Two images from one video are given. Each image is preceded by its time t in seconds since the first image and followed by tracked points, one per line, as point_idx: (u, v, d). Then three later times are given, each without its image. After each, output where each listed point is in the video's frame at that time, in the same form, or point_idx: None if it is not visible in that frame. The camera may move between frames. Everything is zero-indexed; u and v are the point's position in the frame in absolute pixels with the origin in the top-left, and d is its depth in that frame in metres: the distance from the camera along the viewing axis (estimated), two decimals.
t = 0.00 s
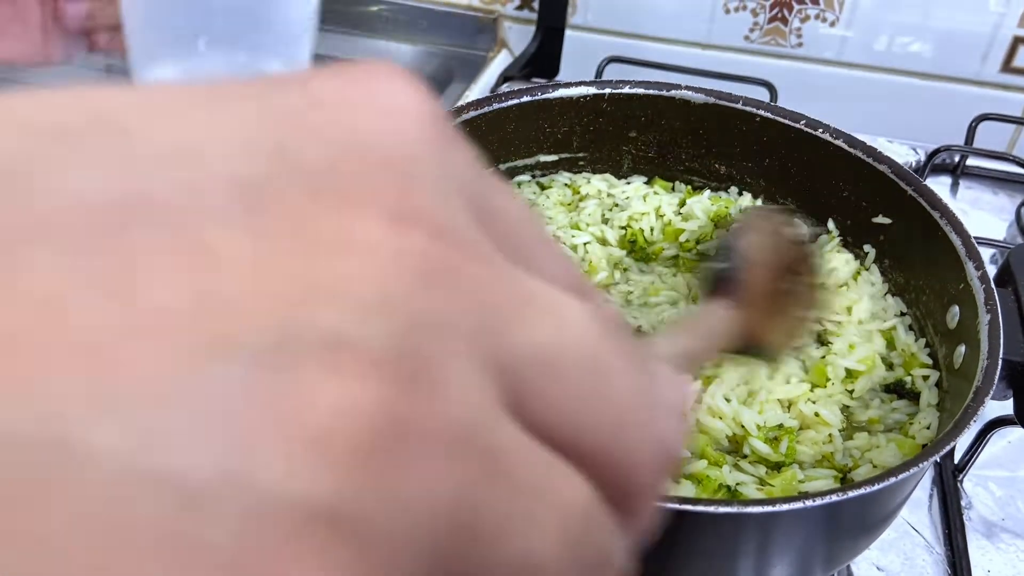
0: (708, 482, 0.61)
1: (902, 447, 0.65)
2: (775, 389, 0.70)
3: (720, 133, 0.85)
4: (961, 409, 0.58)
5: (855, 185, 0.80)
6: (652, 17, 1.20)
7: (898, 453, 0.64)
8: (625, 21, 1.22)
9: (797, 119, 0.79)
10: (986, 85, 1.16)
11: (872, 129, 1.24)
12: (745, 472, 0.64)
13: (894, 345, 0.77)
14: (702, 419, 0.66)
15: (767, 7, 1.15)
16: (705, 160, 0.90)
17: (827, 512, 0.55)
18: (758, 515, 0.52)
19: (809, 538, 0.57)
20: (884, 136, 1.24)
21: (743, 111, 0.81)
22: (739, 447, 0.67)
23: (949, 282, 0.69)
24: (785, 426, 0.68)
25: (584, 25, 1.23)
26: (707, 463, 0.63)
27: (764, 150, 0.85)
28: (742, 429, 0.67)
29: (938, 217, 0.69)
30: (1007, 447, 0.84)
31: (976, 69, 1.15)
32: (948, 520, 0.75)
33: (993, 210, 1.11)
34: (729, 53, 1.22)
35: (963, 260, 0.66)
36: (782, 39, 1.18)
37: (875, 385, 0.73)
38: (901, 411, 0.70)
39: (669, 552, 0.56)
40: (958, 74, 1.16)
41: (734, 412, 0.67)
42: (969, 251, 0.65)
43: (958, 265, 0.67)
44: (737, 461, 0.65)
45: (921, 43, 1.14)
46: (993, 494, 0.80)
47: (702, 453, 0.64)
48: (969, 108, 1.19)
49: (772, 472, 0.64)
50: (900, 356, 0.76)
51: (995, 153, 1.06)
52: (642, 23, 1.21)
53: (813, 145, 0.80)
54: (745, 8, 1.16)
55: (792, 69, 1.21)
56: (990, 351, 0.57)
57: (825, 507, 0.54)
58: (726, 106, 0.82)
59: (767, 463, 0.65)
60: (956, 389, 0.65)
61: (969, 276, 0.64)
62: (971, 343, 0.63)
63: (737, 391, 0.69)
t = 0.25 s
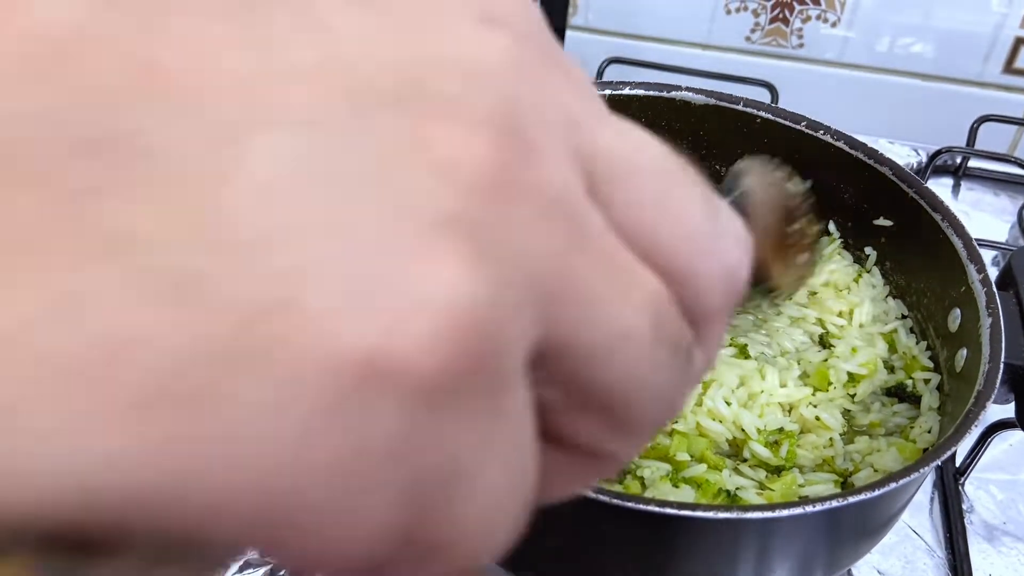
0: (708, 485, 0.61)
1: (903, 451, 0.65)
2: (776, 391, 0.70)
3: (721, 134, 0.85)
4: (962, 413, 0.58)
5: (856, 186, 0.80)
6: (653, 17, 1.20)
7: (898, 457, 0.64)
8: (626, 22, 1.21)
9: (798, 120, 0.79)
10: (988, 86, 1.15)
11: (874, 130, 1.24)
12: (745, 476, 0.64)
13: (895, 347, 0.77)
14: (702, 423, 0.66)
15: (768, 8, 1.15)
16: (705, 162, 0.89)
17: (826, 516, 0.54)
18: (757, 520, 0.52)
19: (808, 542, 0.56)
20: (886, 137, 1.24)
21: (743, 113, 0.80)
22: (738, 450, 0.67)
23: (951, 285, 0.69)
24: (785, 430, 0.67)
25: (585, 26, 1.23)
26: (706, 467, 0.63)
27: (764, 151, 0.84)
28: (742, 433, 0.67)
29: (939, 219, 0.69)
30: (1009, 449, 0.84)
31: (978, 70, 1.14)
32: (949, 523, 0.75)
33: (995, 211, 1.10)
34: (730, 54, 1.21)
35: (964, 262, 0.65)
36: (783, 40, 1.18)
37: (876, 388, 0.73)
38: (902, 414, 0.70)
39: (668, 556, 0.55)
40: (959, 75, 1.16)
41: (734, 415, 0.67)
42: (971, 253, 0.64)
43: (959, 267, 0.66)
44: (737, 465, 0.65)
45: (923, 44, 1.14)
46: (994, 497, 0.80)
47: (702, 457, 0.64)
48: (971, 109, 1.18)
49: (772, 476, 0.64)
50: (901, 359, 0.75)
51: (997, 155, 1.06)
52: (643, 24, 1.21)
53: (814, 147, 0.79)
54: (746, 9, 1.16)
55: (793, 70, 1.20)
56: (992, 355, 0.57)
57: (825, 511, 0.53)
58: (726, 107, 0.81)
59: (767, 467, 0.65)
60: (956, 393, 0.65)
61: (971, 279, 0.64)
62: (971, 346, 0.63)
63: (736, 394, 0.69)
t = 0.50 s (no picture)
0: (710, 488, 0.60)
1: (904, 451, 0.65)
2: (777, 392, 0.69)
3: (721, 133, 0.85)
4: (964, 414, 0.58)
5: (857, 185, 0.80)
6: (655, 16, 1.19)
7: (900, 458, 0.64)
8: (627, 20, 1.21)
9: (799, 120, 0.79)
10: (990, 86, 1.15)
11: (875, 130, 1.24)
12: (747, 478, 0.64)
13: (897, 347, 0.77)
14: (703, 424, 0.66)
15: (770, 6, 1.14)
16: (705, 160, 0.89)
17: (828, 519, 0.54)
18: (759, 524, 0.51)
19: (811, 545, 0.56)
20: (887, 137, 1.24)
21: (743, 112, 0.80)
22: (740, 451, 0.67)
23: (952, 284, 0.68)
24: (786, 431, 0.67)
25: (586, 24, 1.23)
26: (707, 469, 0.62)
27: (764, 150, 0.84)
28: (743, 434, 0.66)
29: (940, 218, 0.69)
30: (1010, 451, 0.84)
31: (980, 69, 1.14)
32: (950, 525, 0.75)
33: (997, 211, 1.10)
34: (731, 52, 1.21)
35: (965, 262, 0.65)
36: (784, 38, 1.17)
37: (877, 388, 0.73)
38: (904, 415, 0.70)
39: (669, 559, 0.55)
40: (961, 74, 1.15)
41: (735, 416, 0.67)
42: (972, 253, 0.64)
43: (961, 268, 0.66)
44: (739, 466, 0.65)
45: (926, 43, 1.13)
46: (996, 498, 0.79)
47: (703, 459, 0.64)
48: (973, 109, 1.18)
49: (773, 478, 0.64)
50: (902, 359, 0.75)
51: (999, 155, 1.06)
52: (644, 23, 1.21)
53: (815, 146, 0.80)
54: (748, 8, 1.15)
55: (794, 69, 1.20)
56: (994, 356, 0.57)
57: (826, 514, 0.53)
58: (726, 107, 0.81)
59: (769, 469, 0.65)
60: (958, 393, 0.65)
61: (972, 279, 0.64)
62: (973, 347, 0.63)
63: (737, 395, 0.69)
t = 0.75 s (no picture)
0: (711, 486, 0.61)
1: (905, 451, 0.65)
2: (777, 392, 0.69)
3: (721, 134, 0.85)
4: (965, 414, 0.58)
5: (856, 186, 0.80)
6: (656, 16, 1.20)
7: (901, 457, 0.64)
8: (628, 21, 1.21)
9: (799, 120, 0.79)
10: (991, 87, 1.15)
11: (876, 131, 1.24)
12: (748, 477, 0.64)
13: (897, 347, 0.77)
14: (704, 423, 0.66)
15: (771, 8, 1.15)
16: (706, 161, 0.89)
17: (829, 518, 0.54)
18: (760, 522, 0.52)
19: (811, 543, 0.56)
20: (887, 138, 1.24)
21: (744, 112, 0.81)
22: (740, 451, 0.67)
23: (952, 284, 0.68)
24: (787, 431, 0.67)
25: (587, 25, 1.23)
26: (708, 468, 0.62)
27: (764, 151, 0.85)
28: (744, 434, 0.66)
29: (940, 219, 0.69)
30: (1010, 451, 0.84)
31: (981, 70, 1.14)
32: (951, 525, 0.75)
33: (998, 212, 1.10)
34: (732, 53, 1.21)
35: (965, 262, 0.65)
36: (785, 40, 1.18)
37: (878, 388, 0.73)
38: (904, 414, 0.70)
39: (670, 557, 0.55)
40: (962, 75, 1.15)
41: (736, 415, 0.67)
42: (972, 253, 0.64)
43: (961, 267, 0.66)
44: (739, 466, 0.65)
45: (926, 44, 1.13)
46: (997, 498, 0.79)
47: (704, 458, 0.64)
48: (973, 110, 1.18)
49: (774, 477, 0.64)
50: (903, 359, 0.75)
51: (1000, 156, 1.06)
52: (644, 24, 1.21)
53: (815, 147, 0.80)
54: (749, 9, 1.15)
55: (795, 70, 1.20)
56: (994, 356, 0.57)
57: (827, 513, 0.53)
58: (727, 107, 0.81)
59: (770, 468, 0.65)
60: (958, 393, 0.65)
61: (972, 279, 0.64)
62: (973, 346, 0.63)
63: (738, 395, 0.69)
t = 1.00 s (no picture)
0: (710, 484, 0.62)
1: (903, 449, 0.65)
2: (776, 391, 0.70)
3: (720, 134, 0.86)
4: (962, 412, 0.58)
5: (856, 185, 0.80)
6: (656, 16, 1.20)
7: (899, 455, 0.64)
8: (628, 22, 1.21)
9: (798, 120, 0.79)
10: (991, 87, 1.15)
11: (876, 131, 1.24)
12: (746, 475, 0.64)
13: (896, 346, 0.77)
14: (703, 421, 0.66)
15: (771, 8, 1.15)
16: (706, 160, 0.90)
17: (827, 516, 0.54)
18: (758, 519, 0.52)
19: (809, 541, 0.57)
20: (888, 138, 1.24)
21: (743, 112, 0.81)
22: (739, 449, 0.67)
23: (950, 283, 0.69)
24: (786, 429, 0.67)
25: (587, 26, 1.23)
26: (707, 466, 0.63)
27: (763, 150, 0.85)
28: (743, 432, 0.67)
29: (939, 219, 0.69)
30: (1009, 450, 0.84)
31: (981, 70, 1.14)
32: (949, 523, 0.75)
33: (997, 212, 1.10)
34: (732, 54, 1.21)
35: (964, 261, 0.66)
36: (785, 40, 1.18)
37: (876, 387, 0.73)
38: (903, 413, 0.70)
39: (670, 555, 0.56)
40: (962, 76, 1.16)
41: (736, 414, 0.67)
42: (971, 252, 0.65)
43: (959, 267, 0.66)
44: (738, 463, 0.66)
45: (927, 45, 1.14)
46: (995, 497, 0.80)
47: (703, 456, 0.65)
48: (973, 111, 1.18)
49: (773, 475, 0.64)
50: (901, 357, 0.75)
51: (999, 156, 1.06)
52: (645, 24, 1.21)
53: (814, 146, 0.80)
54: (749, 9, 1.16)
55: (795, 71, 1.21)
56: (992, 355, 0.57)
57: (825, 511, 0.53)
58: (726, 107, 0.81)
59: (768, 466, 0.65)
60: (956, 392, 0.65)
61: (970, 278, 0.64)
62: (971, 345, 0.63)
63: (738, 394, 0.69)
